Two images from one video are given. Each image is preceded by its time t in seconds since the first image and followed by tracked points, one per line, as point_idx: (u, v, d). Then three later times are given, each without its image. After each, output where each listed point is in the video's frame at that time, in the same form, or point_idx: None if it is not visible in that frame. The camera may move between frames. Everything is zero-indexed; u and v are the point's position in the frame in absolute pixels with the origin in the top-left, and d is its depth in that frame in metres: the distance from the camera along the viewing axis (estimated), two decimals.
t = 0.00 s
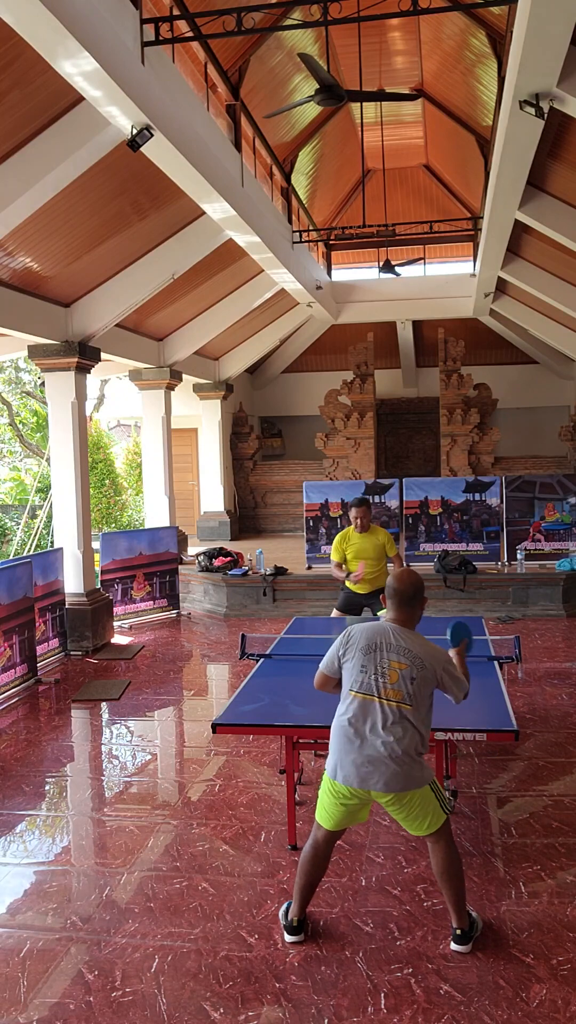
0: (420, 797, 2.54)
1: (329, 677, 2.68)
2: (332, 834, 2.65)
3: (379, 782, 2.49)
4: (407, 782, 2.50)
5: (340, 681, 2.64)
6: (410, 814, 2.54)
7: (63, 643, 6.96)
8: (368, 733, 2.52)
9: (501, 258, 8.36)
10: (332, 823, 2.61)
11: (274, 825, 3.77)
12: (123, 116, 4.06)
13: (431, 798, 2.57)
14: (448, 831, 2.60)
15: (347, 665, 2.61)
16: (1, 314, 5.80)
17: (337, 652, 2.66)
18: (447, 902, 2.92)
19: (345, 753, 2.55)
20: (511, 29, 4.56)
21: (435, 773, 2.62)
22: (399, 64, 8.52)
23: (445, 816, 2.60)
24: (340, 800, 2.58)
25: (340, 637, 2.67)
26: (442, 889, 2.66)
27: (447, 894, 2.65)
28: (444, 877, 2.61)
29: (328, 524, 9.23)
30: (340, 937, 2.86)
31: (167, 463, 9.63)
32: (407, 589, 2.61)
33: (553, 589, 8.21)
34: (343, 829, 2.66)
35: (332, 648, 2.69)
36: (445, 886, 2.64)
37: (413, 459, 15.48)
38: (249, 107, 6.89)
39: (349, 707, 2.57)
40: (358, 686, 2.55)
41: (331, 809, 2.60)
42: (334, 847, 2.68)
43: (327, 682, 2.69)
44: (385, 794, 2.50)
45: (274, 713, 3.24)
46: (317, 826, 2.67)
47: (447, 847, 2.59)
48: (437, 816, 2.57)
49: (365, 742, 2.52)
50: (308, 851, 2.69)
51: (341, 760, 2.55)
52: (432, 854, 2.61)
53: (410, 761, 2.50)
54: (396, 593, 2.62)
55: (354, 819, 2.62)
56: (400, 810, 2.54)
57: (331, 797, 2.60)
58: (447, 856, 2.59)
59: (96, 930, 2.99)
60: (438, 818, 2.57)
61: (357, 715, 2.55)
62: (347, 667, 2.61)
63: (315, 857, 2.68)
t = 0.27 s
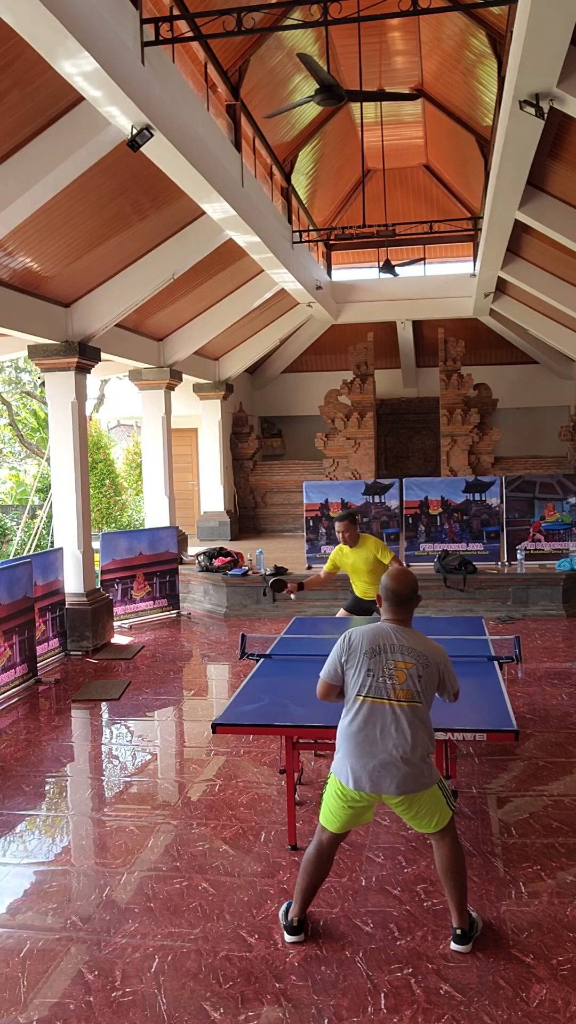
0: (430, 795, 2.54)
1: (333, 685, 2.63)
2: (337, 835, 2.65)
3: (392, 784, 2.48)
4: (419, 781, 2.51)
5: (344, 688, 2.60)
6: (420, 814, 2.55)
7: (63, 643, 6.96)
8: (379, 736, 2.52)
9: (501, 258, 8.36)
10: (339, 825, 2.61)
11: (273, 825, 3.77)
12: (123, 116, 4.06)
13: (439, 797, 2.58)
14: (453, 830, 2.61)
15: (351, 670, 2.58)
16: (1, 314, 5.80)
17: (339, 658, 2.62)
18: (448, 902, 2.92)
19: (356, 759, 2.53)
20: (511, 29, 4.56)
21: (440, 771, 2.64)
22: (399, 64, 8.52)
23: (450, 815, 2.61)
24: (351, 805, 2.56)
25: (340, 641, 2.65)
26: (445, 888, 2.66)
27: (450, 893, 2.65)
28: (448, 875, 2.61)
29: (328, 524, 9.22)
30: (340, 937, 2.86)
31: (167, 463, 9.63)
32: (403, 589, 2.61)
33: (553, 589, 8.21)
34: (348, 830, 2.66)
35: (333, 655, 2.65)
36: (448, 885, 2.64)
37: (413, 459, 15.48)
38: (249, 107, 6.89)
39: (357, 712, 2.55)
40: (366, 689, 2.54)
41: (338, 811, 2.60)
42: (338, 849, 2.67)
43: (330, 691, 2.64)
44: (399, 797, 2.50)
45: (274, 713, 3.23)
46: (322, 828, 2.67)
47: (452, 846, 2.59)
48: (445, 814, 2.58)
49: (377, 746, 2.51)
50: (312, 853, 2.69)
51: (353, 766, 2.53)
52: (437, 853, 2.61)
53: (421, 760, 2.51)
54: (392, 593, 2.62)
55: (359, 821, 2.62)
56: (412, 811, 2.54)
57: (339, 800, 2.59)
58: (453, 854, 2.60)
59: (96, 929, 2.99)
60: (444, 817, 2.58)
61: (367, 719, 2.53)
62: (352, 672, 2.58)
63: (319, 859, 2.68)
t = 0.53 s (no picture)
0: (413, 795, 2.52)
1: (326, 672, 2.72)
2: (329, 833, 2.65)
3: (370, 777, 2.49)
4: (399, 778, 2.49)
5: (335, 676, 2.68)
6: (402, 813, 2.54)
7: (63, 643, 6.96)
8: (360, 728, 2.53)
9: (501, 258, 8.36)
10: (327, 821, 2.62)
11: (273, 825, 3.77)
12: (123, 116, 4.06)
13: (425, 799, 2.55)
14: (443, 834, 2.59)
15: (340, 659, 2.65)
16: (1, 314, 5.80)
17: (334, 648, 2.70)
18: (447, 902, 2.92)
19: (337, 748, 2.56)
20: (511, 29, 4.56)
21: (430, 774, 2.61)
22: (399, 64, 8.51)
23: (439, 818, 2.59)
24: (334, 797, 2.59)
25: (337, 632, 2.72)
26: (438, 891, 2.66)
27: (444, 895, 2.64)
28: (440, 879, 2.60)
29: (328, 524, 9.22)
30: (340, 937, 2.86)
31: (167, 463, 9.63)
32: (408, 590, 2.60)
33: (553, 589, 8.21)
34: (340, 828, 2.66)
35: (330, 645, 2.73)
36: (442, 888, 2.63)
37: (413, 459, 15.48)
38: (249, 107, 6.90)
39: (341, 702, 2.59)
40: (350, 680, 2.57)
41: (325, 806, 2.61)
42: (331, 846, 2.68)
43: (324, 679, 2.73)
44: (377, 790, 2.51)
45: (274, 713, 3.24)
46: (314, 825, 2.67)
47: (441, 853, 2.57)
48: (430, 818, 2.55)
49: (356, 738, 2.53)
50: (305, 849, 2.69)
51: (334, 755, 2.57)
52: (427, 856, 2.60)
53: (401, 757, 2.50)
54: (397, 593, 2.61)
55: (348, 818, 2.62)
56: (393, 808, 2.53)
57: (325, 794, 2.61)
58: (442, 859, 2.58)
59: (96, 929, 2.99)
60: (431, 822, 2.56)
61: (349, 710, 2.56)
62: (341, 661, 2.64)
63: (313, 856, 2.68)
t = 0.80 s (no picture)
0: (416, 794, 2.52)
1: (328, 675, 2.70)
2: (327, 832, 2.65)
3: (375, 776, 2.49)
4: (404, 776, 2.49)
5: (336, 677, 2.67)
6: (405, 812, 2.53)
7: (63, 643, 6.96)
8: (364, 727, 2.52)
9: (501, 258, 8.36)
10: (326, 821, 2.61)
11: (273, 825, 3.77)
12: (123, 116, 4.06)
13: (428, 797, 2.56)
14: (443, 832, 2.59)
15: (342, 659, 2.64)
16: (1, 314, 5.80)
17: (335, 648, 2.69)
18: (447, 902, 2.92)
19: (341, 748, 2.55)
20: (511, 29, 4.56)
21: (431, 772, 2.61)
22: (399, 64, 8.52)
23: (440, 816, 2.59)
24: (337, 797, 2.56)
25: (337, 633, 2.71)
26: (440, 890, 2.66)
27: (445, 893, 2.64)
28: (441, 877, 2.60)
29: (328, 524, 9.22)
30: (340, 937, 2.86)
31: (167, 463, 9.63)
32: (403, 587, 2.64)
33: (553, 589, 8.21)
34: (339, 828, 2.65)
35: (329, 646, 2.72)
36: (442, 886, 2.63)
37: (413, 459, 15.48)
38: (249, 107, 6.90)
39: (344, 701, 2.58)
40: (353, 679, 2.56)
41: (325, 807, 2.60)
42: (329, 846, 2.67)
43: (325, 680, 2.72)
44: (382, 789, 2.50)
45: (274, 713, 3.23)
46: (313, 824, 2.67)
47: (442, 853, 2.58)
48: (433, 815, 2.56)
49: (361, 737, 2.52)
50: (304, 849, 2.69)
51: (337, 755, 2.55)
52: (428, 854, 2.60)
53: (405, 754, 2.50)
54: (392, 590, 2.65)
55: (348, 820, 2.61)
56: (397, 807, 2.53)
57: (326, 795, 2.59)
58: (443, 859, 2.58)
59: (96, 929, 2.99)
60: (433, 818, 2.56)
61: (353, 709, 2.55)
62: (343, 661, 2.63)
63: (311, 855, 2.68)
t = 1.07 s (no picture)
0: (434, 789, 2.56)
1: (338, 683, 2.61)
2: (338, 832, 2.64)
3: (401, 775, 2.50)
4: (426, 773, 2.53)
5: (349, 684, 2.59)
6: (423, 810, 2.55)
7: (63, 643, 6.96)
8: (387, 727, 2.52)
9: (501, 258, 8.36)
10: (340, 822, 2.60)
11: (273, 825, 3.77)
12: (123, 116, 4.06)
13: (441, 793, 2.58)
14: (452, 829, 2.61)
15: (357, 664, 2.57)
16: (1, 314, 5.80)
17: (344, 653, 2.59)
18: (448, 902, 2.92)
19: (366, 751, 2.52)
20: (511, 29, 4.56)
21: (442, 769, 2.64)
22: (399, 64, 8.52)
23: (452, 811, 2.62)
24: (358, 800, 2.55)
25: (342, 636, 2.62)
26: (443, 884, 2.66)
27: (449, 890, 2.65)
28: (447, 874, 2.61)
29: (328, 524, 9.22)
30: (340, 937, 2.86)
31: (167, 462, 9.63)
32: (397, 584, 2.63)
33: (553, 589, 8.21)
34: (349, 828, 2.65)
35: (335, 651, 2.62)
36: (447, 883, 2.64)
37: (413, 459, 15.48)
38: (249, 107, 6.90)
39: (364, 703, 2.55)
40: (374, 681, 2.54)
41: (340, 808, 2.58)
42: (340, 847, 2.67)
43: (335, 690, 2.62)
44: (408, 787, 2.51)
45: (274, 713, 3.23)
46: (323, 825, 2.66)
47: (450, 846, 2.59)
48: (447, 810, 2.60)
49: (387, 737, 2.51)
50: (314, 848, 2.68)
51: (362, 758, 2.52)
52: (436, 850, 2.61)
53: (426, 749, 2.54)
54: (387, 588, 2.63)
55: (361, 819, 2.60)
56: (416, 806, 2.54)
57: (343, 797, 2.57)
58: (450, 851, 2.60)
59: (96, 929, 2.99)
60: (445, 815, 2.58)
61: (376, 711, 2.53)
62: (358, 666, 2.57)
63: (321, 855, 2.68)
